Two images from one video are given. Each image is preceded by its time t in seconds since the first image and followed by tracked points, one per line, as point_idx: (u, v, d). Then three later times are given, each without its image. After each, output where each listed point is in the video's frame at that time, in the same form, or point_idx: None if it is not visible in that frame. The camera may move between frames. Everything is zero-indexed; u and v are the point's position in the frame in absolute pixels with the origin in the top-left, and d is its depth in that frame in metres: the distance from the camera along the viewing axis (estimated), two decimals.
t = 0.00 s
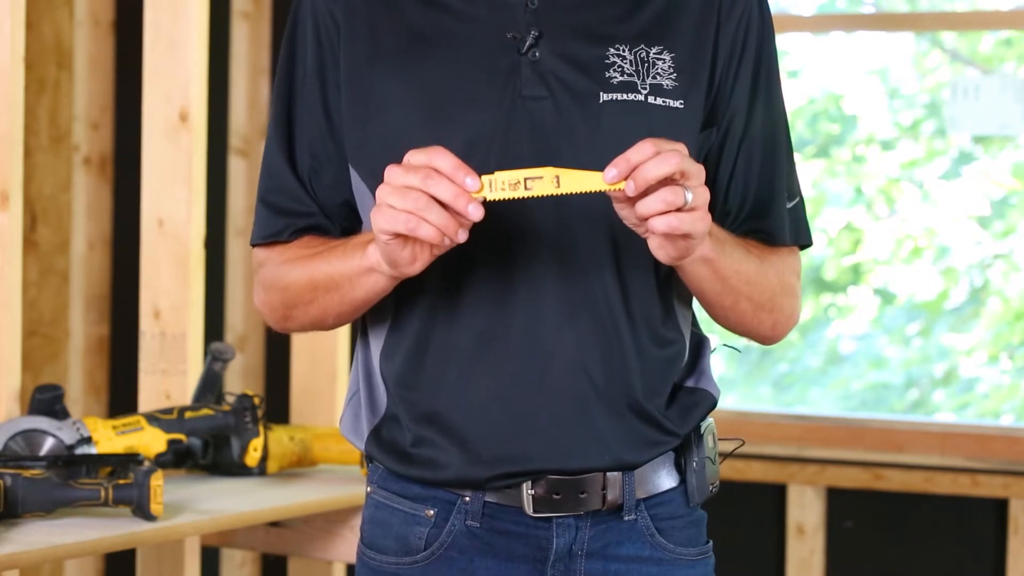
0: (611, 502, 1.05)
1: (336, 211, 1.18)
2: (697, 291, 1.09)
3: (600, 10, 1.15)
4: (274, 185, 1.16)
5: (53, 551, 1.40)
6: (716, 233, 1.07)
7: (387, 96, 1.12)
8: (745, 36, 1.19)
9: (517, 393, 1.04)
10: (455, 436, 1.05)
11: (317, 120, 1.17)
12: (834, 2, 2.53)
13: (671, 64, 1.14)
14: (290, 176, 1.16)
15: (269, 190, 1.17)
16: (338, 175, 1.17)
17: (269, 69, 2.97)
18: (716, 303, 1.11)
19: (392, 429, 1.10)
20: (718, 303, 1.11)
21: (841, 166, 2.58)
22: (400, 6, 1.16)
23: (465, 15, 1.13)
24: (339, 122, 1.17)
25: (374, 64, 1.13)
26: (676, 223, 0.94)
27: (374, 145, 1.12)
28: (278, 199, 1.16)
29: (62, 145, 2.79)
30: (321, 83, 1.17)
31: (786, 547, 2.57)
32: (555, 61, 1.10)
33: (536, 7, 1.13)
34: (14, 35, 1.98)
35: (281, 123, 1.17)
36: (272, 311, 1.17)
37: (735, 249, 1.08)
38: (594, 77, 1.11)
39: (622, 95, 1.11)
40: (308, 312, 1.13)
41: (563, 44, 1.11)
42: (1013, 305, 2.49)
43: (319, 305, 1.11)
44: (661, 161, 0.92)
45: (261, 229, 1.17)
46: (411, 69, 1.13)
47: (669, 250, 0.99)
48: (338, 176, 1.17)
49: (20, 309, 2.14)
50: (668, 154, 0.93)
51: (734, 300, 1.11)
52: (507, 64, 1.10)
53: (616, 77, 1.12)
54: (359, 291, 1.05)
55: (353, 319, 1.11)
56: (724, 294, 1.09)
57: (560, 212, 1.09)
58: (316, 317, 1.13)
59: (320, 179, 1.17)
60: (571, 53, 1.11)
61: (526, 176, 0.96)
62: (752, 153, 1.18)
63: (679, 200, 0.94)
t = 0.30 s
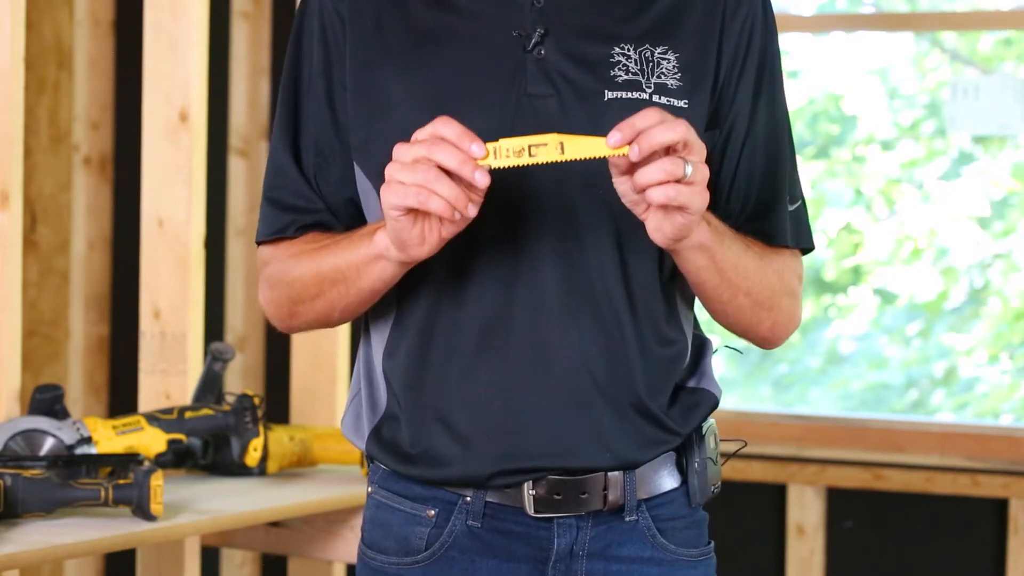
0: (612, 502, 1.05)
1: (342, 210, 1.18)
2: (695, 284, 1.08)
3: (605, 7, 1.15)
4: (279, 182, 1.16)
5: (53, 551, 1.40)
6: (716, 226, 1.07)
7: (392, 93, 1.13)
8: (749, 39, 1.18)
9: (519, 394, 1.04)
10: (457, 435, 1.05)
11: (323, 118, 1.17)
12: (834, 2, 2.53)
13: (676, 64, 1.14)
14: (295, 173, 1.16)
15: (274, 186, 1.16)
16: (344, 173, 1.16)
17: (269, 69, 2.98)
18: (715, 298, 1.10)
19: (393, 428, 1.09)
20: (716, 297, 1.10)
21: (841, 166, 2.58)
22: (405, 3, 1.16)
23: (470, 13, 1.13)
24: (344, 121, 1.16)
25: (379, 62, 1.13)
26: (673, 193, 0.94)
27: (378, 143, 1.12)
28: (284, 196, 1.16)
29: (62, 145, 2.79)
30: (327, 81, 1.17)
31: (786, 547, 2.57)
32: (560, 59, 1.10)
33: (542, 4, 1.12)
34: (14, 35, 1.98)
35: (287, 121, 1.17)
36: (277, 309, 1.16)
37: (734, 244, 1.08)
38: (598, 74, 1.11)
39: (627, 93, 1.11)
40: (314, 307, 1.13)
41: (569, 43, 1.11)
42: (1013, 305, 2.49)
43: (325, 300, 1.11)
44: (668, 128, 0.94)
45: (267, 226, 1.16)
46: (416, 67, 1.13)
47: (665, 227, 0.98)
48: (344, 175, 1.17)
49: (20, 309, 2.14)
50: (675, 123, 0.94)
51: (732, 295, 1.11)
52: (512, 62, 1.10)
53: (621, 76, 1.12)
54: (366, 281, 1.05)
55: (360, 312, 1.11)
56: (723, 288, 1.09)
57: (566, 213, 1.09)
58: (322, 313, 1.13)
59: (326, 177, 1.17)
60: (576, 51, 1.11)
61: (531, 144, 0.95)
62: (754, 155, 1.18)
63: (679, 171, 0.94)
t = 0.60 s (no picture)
0: (612, 501, 1.05)
1: (345, 211, 1.18)
2: (699, 288, 1.08)
3: (608, 9, 1.15)
4: (283, 182, 1.16)
5: (53, 551, 1.40)
6: (720, 232, 1.07)
7: (395, 93, 1.12)
8: (751, 40, 1.18)
9: (521, 394, 1.04)
10: (458, 434, 1.05)
11: (326, 119, 1.17)
12: (834, 2, 2.53)
13: (678, 65, 1.14)
14: (298, 173, 1.16)
15: (279, 186, 1.16)
16: (346, 174, 1.17)
17: (269, 69, 2.98)
18: (718, 303, 1.11)
19: (395, 428, 1.09)
20: (720, 302, 1.10)
21: (841, 166, 2.59)
22: (407, 4, 1.16)
23: (474, 13, 1.13)
24: (347, 121, 1.17)
25: (381, 63, 1.13)
26: (679, 215, 0.95)
27: (381, 144, 1.12)
28: (288, 197, 1.16)
29: (62, 145, 2.79)
30: (331, 83, 1.17)
31: (786, 546, 2.57)
32: (563, 59, 1.10)
33: (545, 6, 1.12)
34: (14, 35, 1.98)
35: (292, 122, 1.17)
36: (280, 310, 1.17)
37: (737, 250, 1.08)
38: (601, 76, 1.11)
39: (629, 95, 1.11)
40: (317, 309, 1.13)
41: (571, 44, 1.11)
42: (1013, 306, 2.49)
43: (328, 302, 1.11)
44: (672, 153, 0.94)
45: (270, 226, 1.16)
46: (419, 67, 1.13)
47: (670, 242, 0.99)
48: (347, 176, 1.17)
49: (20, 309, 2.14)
50: (678, 146, 0.94)
51: (735, 300, 1.11)
52: (515, 63, 1.10)
53: (624, 78, 1.12)
54: (368, 287, 1.05)
55: (361, 316, 1.11)
56: (727, 292, 1.09)
57: (570, 216, 1.09)
58: (324, 316, 1.13)
59: (328, 177, 1.17)
60: (579, 52, 1.11)
61: (536, 166, 0.96)
62: (756, 157, 1.18)
63: (685, 192, 0.95)
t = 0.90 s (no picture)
0: (612, 501, 1.05)
1: (347, 208, 1.18)
2: (698, 279, 1.08)
3: (609, 10, 1.15)
4: (285, 181, 1.16)
5: (53, 551, 1.40)
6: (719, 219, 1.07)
7: (396, 93, 1.13)
8: (752, 40, 1.18)
9: (521, 395, 1.04)
10: (458, 434, 1.05)
11: (327, 119, 1.17)
12: (834, 2, 2.53)
13: (678, 66, 1.14)
14: (299, 174, 1.16)
15: (281, 184, 1.16)
16: (348, 173, 1.17)
17: (269, 69, 2.98)
18: (719, 295, 1.10)
19: (395, 428, 1.09)
20: (720, 294, 1.10)
21: (841, 166, 2.59)
22: (408, 4, 1.16)
23: (475, 13, 1.13)
24: (348, 120, 1.16)
25: (382, 62, 1.14)
26: (678, 183, 0.95)
27: (382, 144, 1.12)
28: (289, 197, 1.16)
29: (62, 145, 2.79)
30: (332, 82, 1.17)
31: (786, 546, 2.57)
32: (563, 59, 1.10)
33: (546, 6, 1.12)
34: (14, 35, 1.98)
35: (294, 121, 1.17)
36: (281, 306, 1.17)
37: (737, 238, 1.08)
38: (601, 76, 1.12)
39: (629, 96, 1.12)
40: (318, 306, 1.13)
41: (572, 44, 1.11)
42: (1013, 306, 2.49)
43: (329, 299, 1.11)
44: (675, 118, 0.95)
45: (272, 224, 1.16)
46: (420, 67, 1.13)
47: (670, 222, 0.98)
48: (348, 176, 1.17)
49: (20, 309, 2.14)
50: (682, 113, 0.95)
51: (735, 292, 1.11)
52: (515, 63, 1.10)
53: (624, 78, 1.12)
54: (371, 277, 1.05)
55: (362, 308, 1.10)
56: (727, 283, 1.09)
57: (568, 211, 1.09)
58: (326, 310, 1.13)
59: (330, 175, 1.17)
60: (579, 53, 1.11)
61: (537, 131, 0.98)
62: (757, 157, 1.18)
63: (684, 162, 0.95)
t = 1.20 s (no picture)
0: (612, 500, 1.05)
1: (346, 211, 1.18)
2: (700, 303, 1.09)
3: (609, 11, 1.15)
4: (285, 183, 1.16)
5: (53, 551, 1.40)
6: (721, 247, 1.07)
7: (396, 94, 1.12)
8: (751, 41, 1.18)
9: (521, 395, 1.04)
10: (458, 433, 1.05)
11: (327, 119, 1.17)
12: (834, 2, 2.53)
13: (678, 67, 1.14)
14: (299, 177, 1.16)
15: (282, 187, 1.16)
16: (346, 175, 1.17)
17: (269, 69, 2.98)
18: (720, 316, 1.11)
19: (395, 428, 1.09)
20: (721, 314, 1.11)
21: (841, 166, 2.59)
22: (408, 5, 1.16)
23: (476, 14, 1.14)
24: (348, 120, 1.16)
25: (382, 63, 1.13)
26: (678, 244, 0.95)
27: (382, 145, 1.12)
28: (289, 200, 1.16)
29: (62, 144, 2.79)
30: (332, 83, 1.17)
31: (786, 546, 2.57)
32: (563, 60, 1.10)
33: (546, 7, 1.13)
34: (14, 35, 1.98)
35: (294, 121, 1.17)
36: (281, 311, 1.17)
37: (739, 263, 1.09)
38: (601, 78, 1.11)
39: (629, 96, 1.11)
40: (317, 315, 1.13)
41: (572, 45, 1.11)
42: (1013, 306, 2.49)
43: (327, 310, 1.11)
44: (674, 187, 0.93)
45: (273, 228, 1.16)
46: (420, 68, 1.13)
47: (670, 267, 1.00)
48: (347, 177, 1.17)
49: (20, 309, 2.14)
50: (680, 180, 0.94)
51: (736, 312, 1.11)
52: (516, 64, 1.10)
53: (624, 79, 1.12)
54: (367, 301, 1.05)
55: (362, 324, 1.11)
56: (728, 306, 1.10)
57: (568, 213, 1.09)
58: (325, 321, 1.13)
59: (329, 176, 1.17)
60: (580, 53, 1.11)
61: (537, 195, 0.94)
62: (756, 158, 1.18)
63: (684, 223, 0.95)
